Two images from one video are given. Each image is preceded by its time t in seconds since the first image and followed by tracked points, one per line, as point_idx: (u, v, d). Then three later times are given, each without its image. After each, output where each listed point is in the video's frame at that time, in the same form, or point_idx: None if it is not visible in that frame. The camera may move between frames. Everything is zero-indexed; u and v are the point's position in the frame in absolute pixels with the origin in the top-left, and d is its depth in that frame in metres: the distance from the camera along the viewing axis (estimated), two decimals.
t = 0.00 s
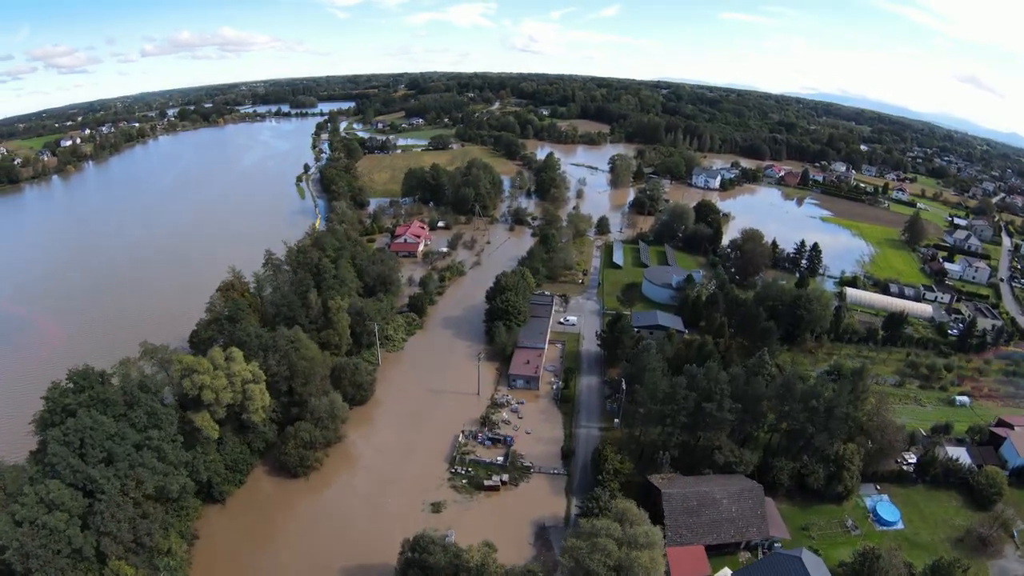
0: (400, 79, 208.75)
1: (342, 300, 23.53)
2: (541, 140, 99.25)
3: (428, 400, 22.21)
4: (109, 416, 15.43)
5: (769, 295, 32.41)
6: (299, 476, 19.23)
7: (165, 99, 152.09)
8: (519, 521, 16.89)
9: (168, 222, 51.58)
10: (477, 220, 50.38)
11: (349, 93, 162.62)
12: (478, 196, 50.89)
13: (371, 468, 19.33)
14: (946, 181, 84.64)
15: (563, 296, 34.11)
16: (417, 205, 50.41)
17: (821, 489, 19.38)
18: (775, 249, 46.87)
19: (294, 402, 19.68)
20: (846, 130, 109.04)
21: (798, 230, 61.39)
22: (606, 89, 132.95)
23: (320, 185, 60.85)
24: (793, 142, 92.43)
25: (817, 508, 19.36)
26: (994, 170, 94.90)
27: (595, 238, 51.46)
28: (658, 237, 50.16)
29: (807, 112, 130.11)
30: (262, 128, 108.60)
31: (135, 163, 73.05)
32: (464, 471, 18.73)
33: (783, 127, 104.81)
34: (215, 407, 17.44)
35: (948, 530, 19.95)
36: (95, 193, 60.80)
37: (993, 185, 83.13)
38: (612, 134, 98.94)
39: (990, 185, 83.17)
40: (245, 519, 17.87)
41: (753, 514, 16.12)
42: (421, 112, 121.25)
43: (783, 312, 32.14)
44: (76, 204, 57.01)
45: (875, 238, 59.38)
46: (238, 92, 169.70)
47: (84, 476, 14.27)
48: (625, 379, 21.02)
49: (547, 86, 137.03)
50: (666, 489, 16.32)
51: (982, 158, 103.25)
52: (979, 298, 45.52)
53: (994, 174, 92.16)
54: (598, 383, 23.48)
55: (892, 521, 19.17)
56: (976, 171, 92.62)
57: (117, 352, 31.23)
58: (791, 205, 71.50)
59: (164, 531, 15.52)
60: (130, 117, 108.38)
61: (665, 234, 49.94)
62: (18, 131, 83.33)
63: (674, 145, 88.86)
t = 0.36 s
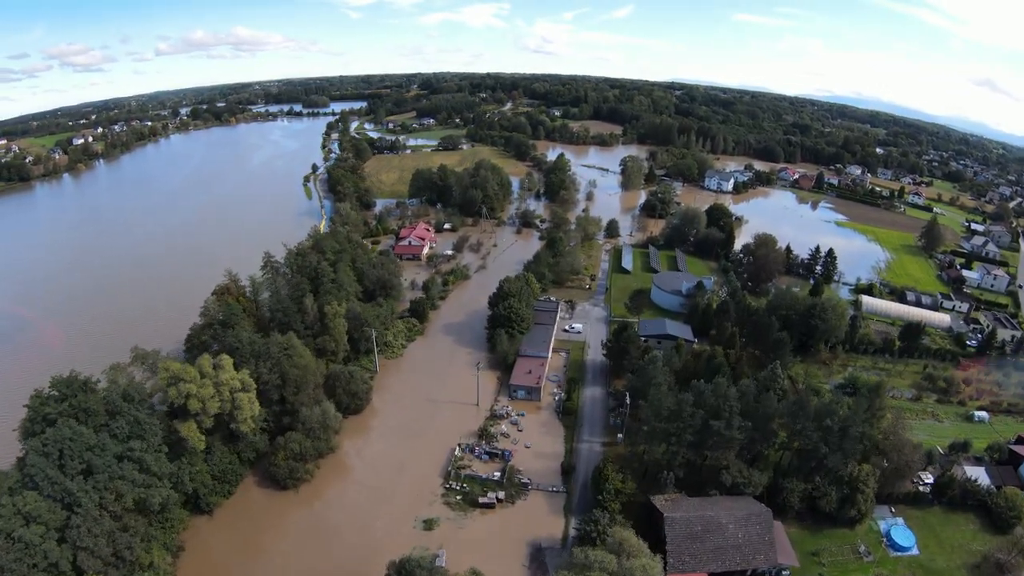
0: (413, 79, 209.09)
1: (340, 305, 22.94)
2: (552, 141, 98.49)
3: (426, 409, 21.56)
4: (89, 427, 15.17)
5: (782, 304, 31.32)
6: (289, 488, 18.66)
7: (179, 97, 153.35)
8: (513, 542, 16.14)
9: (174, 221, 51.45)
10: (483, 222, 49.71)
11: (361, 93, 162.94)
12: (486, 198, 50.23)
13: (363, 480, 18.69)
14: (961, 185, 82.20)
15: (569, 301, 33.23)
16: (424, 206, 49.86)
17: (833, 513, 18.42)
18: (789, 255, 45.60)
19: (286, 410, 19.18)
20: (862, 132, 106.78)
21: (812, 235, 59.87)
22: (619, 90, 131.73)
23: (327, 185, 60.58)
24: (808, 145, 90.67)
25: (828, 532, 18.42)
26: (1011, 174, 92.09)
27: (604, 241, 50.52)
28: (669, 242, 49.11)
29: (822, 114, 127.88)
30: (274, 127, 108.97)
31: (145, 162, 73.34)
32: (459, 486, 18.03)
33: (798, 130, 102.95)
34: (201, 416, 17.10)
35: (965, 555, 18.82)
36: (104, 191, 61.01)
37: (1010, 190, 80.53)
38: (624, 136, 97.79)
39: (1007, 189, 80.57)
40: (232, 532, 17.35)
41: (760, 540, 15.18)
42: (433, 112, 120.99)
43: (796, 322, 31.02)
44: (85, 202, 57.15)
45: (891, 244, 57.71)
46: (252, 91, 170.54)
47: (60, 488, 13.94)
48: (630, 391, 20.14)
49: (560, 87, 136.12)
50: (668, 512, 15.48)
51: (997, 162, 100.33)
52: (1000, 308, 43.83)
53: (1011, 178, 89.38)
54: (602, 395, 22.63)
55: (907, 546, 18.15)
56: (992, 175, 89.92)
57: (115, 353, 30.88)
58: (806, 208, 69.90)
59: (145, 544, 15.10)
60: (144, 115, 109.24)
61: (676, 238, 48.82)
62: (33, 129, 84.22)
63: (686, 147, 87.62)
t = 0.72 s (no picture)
0: (426, 79, 209.32)
1: (336, 310, 22.34)
2: (564, 142, 97.67)
3: (423, 419, 20.94)
4: (68, 437, 14.85)
5: (795, 313, 30.21)
6: (278, 500, 18.11)
7: (193, 96, 154.51)
8: (506, 564, 15.37)
9: (179, 221, 51.29)
10: (491, 224, 48.96)
11: (374, 92, 163.14)
12: (493, 200, 49.56)
13: (354, 493, 18.10)
14: (980, 189, 79.89)
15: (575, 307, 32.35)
16: (431, 208, 49.31)
17: (846, 538, 17.44)
18: (803, 260, 44.29)
19: (277, 420, 18.65)
20: (878, 135, 104.51)
21: (826, 239, 58.38)
22: (631, 90, 130.47)
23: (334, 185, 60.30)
24: (823, 147, 88.84)
25: (841, 559, 17.43)
26: None
27: (613, 245, 49.62)
28: (680, 246, 47.99)
29: (838, 116, 125.59)
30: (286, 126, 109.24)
31: (156, 160, 73.60)
32: (453, 503, 17.31)
33: (813, 132, 101.02)
34: (188, 426, 16.73)
35: None
36: (114, 189, 61.22)
37: None
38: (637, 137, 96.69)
39: None
40: (218, 546, 16.83)
41: (768, 570, 14.26)
42: (444, 112, 120.63)
43: (810, 332, 29.83)
44: (95, 201, 57.22)
45: (908, 249, 56.03)
46: (265, 89, 171.45)
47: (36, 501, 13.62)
48: (634, 406, 19.27)
49: (572, 87, 135.04)
50: (670, 538, 14.60)
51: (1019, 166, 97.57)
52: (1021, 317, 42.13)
53: None
54: (607, 407, 21.77)
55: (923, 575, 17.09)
56: (1012, 179, 87.34)
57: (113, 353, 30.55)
58: (820, 212, 68.25)
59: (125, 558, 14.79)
60: (158, 113, 110.04)
61: (687, 242, 47.71)
62: (48, 127, 84.98)
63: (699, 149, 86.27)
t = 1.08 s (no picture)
0: (439, 79, 209.29)
1: (333, 317, 21.74)
2: (575, 142, 96.80)
3: (419, 431, 20.27)
4: (48, 449, 14.57)
5: (809, 322, 29.07)
6: (266, 514, 17.58)
7: (207, 95, 155.48)
8: None
9: (185, 221, 51.14)
10: (497, 226, 48.22)
11: (386, 92, 163.17)
12: (501, 201, 48.85)
13: (343, 508, 17.49)
14: (997, 193, 77.45)
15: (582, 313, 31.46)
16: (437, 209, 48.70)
17: (859, 566, 16.46)
18: (817, 266, 42.99)
19: (267, 430, 18.12)
20: (893, 137, 102.19)
21: (840, 243, 56.69)
22: (644, 90, 129.06)
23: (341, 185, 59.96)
24: (839, 149, 86.95)
25: None
26: None
27: (622, 248, 48.63)
28: (691, 250, 46.83)
29: (853, 117, 123.25)
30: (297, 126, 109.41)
31: (166, 160, 73.81)
32: (446, 521, 16.61)
33: (828, 133, 99.05)
34: (173, 437, 16.42)
35: None
36: (123, 188, 61.37)
37: None
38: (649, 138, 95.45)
39: None
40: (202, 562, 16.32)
41: None
42: (455, 112, 120.16)
43: (825, 343, 28.70)
44: (104, 201, 57.35)
45: (925, 254, 54.19)
46: (278, 89, 172.26)
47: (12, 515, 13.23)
48: (639, 421, 18.39)
49: (584, 87, 133.90)
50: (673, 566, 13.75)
51: None
52: None
53: None
54: (611, 420, 20.91)
55: None
56: None
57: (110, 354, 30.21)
58: (835, 215, 66.57)
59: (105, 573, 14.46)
60: (171, 113, 110.77)
61: (698, 246, 46.57)
62: (61, 126, 85.78)
63: (712, 150, 84.86)
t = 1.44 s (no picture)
0: (451, 79, 209.18)
1: (328, 323, 21.13)
2: (586, 142, 95.84)
3: (416, 442, 19.61)
4: (28, 461, 14.18)
5: (824, 331, 27.85)
6: (255, 528, 16.98)
7: (220, 95, 156.57)
8: None
9: (191, 221, 51.01)
10: (504, 227, 47.44)
11: (398, 92, 163.23)
12: (508, 203, 48.10)
13: (334, 523, 16.84)
14: (1016, 195, 74.92)
15: (588, 319, 30.57)
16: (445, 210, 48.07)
17: None
18: (833, 270, 41.60)
19: (258, 441, 17.58)
20: (906, 137, 99.73)
21: (855, 246, 55.03)
22: (656, 90, 127.55)
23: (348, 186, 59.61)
24: (854, 150, 84.94)
25: None
26: None
27: (632, 251, 47.62)
28: (703, 253, 45.71)
29: (868, 117, 120.74)
30: (308, 126, 109.62)
31: (176, 160, 74.02)
32: (440, 540, 15.91)
33: (843, 133, 96.94)
34: (159, 448, 16.06)
35: None
36: (131, 188, 61.56)
37: None
38: (661, 138, 94.23)
39: None
40: None
41: None
42: (466, 111, 119.73)
43: (840, 353, 27.53)
44: (114, 200, 57.50)
45: (942, 257, 52.29)
46: (291, 89, 172.99)
47: None
48: (644, 437, 17.48)
49: (596, 86, 132.65)
50: None
51: None
52: None
53: None
54: (615, 434, 20.04)
55: None
56: None
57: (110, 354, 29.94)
58: (851, 217, 64.80)
59: None
60: (184, 113, 111.54)
61: (710, 249, 45.40)
62: (74, 126, 86.55)
63: (725, 151, 83.36)
